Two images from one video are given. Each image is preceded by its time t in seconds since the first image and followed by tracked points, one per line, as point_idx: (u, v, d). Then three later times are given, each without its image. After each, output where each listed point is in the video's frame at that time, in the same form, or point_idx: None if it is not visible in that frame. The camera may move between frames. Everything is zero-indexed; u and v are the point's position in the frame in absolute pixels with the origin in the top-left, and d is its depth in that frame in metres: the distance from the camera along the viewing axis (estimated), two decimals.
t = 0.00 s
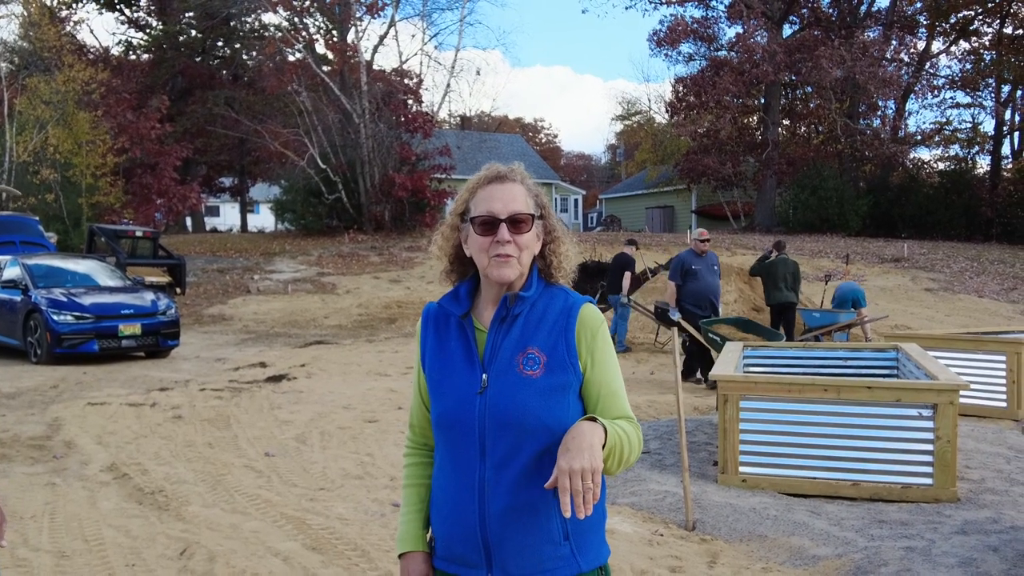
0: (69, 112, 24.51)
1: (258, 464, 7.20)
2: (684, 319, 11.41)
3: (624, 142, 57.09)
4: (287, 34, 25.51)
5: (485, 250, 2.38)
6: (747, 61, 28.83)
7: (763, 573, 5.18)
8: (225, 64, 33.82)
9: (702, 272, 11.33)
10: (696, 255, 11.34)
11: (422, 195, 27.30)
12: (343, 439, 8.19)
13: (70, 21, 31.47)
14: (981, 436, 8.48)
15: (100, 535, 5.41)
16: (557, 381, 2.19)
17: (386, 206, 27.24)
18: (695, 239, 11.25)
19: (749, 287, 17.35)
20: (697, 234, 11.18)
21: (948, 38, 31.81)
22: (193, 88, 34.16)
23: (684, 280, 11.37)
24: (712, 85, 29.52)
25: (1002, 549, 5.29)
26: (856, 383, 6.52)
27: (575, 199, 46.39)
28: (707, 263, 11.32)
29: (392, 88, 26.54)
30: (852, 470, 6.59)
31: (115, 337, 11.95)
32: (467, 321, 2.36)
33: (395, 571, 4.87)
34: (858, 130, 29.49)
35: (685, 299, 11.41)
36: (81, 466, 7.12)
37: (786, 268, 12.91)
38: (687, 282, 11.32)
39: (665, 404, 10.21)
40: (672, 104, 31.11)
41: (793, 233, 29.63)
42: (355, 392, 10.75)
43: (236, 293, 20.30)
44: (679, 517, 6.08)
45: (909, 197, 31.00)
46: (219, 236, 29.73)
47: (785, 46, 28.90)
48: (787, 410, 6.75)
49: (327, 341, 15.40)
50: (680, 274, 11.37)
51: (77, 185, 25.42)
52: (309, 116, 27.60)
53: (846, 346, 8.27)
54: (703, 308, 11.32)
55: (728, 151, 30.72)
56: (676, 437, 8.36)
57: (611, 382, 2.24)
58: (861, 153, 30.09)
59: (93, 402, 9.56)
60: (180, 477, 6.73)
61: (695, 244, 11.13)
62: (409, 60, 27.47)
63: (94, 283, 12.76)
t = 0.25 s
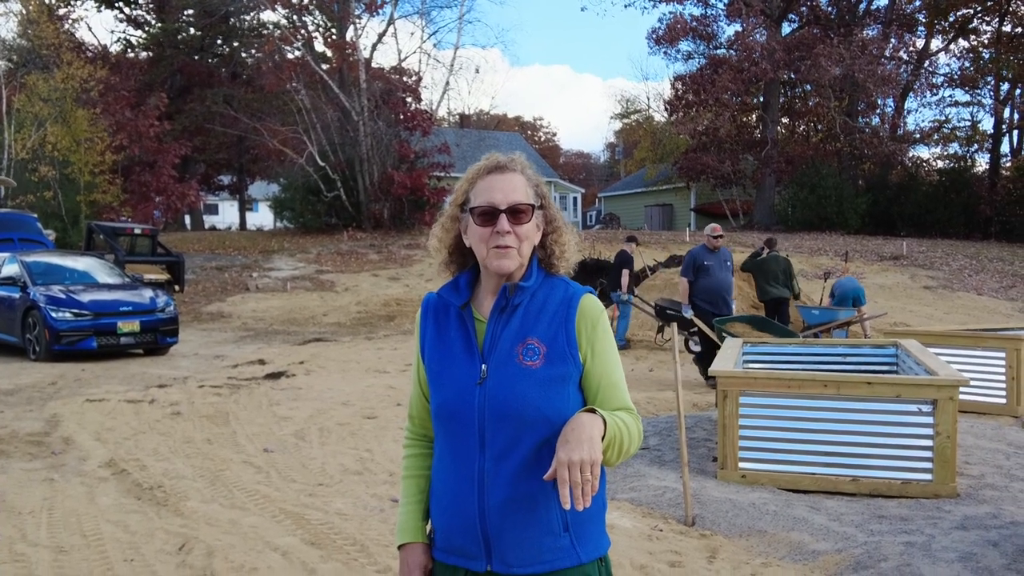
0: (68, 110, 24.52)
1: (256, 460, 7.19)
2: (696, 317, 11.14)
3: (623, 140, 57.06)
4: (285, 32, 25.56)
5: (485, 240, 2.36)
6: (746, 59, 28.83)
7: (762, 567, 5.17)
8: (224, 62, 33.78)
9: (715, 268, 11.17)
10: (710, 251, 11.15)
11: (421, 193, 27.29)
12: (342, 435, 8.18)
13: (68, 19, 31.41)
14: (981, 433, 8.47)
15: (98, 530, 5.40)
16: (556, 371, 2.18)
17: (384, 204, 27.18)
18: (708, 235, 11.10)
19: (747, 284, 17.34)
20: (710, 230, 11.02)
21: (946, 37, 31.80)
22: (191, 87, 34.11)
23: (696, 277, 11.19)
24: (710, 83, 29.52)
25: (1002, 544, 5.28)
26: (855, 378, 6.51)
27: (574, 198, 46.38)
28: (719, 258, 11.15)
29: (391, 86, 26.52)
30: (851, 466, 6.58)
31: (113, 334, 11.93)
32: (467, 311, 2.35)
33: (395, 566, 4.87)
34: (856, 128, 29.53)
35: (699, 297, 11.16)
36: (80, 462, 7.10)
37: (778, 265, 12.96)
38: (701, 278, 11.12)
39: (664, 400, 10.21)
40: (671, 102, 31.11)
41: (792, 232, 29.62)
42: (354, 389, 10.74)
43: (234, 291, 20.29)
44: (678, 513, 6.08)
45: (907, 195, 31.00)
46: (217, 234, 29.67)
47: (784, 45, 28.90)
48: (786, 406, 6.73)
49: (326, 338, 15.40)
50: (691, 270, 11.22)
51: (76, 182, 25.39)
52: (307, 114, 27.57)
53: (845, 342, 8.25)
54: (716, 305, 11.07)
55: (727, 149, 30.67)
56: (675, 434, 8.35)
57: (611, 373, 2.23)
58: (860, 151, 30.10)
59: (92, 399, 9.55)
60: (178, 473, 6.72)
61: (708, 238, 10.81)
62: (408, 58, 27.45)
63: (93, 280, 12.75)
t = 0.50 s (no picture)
0: (66, 104, 24.49)
1: (256, 453, 7.18)
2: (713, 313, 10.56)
3: (622, 135, 56.98)
4: (284, 27, 25.64)
5: (483, 230, 2.35)
6: (746, 54, 28.78)
7: (761, 560, 5.17)
8: (222, 57, 33.69)
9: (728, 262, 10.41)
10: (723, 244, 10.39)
11: (420, 188, 27.25)
12: (341, 428, 8.18)
13: (66, 14, 31.28)
14: (980, 427, 8.47)
15: (97, 524, 5.40)
16: (555, 362, 2.17)
17: (383, 199, 27.11)
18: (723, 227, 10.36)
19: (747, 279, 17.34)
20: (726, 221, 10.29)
21: (946, 32, 31.74)
22: (190, 82, 33.96)
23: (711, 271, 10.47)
24: (710, 78, 29.48)
25: (1001, 537, 5.29)
26: (854, 372, 6.50)
27: (573, 193, 46.34)
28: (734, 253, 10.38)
29: (390, 81, 26.45)
30: (850, 460, 6.58)
31: (112, 329, 11.93)
32: (466, 301, 2.34)
33: (394, 559, 4.88)
34: (856, 123, 29.49)
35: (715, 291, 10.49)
36: (79, 455, 7.10)
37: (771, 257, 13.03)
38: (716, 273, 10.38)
39: (664, 394, 10.21)
40: (670, 96, 31.08)
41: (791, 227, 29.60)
42: (353, 383, 10.74)
43: (233, 285, 20.28)
44: (678, 506, 6.08)
45: (906, 190, 30.96)
46: (216, 230, 29.62)
47: (784, 39, 28.83)
48: (785, 399, 6.73)
49: (325, 333, 15.39)
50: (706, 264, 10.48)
51: (74, 177, 25.32)
52: (306, 109, 27.51)
53: (845, 336, 8.26)
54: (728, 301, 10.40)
55: (727, 144, 30.61)
56: (674, 427, 8.36)
57: (609, 363, 2.22)
58: (859, 146, 30.08)
59: (91, 393, 9.55)
60: (178, 466, 6.72)
61: (723, 230, 10.25)
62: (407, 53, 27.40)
63: (92, 275, 12.74)
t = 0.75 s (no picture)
0: (63, 96, 24.50)
1: (256, 442, 7.18)
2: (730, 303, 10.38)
3: (621, 127, 56.88)
4: (283, 18, 25.55)
5: (484, 215, 2.34)
6: (745, 45, 28.76)
7: (762, 548, 5.17)
8: (221, 48, 33.59)
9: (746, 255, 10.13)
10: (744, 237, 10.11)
11: (419, 179, 27.17)
12: (341, 418, 8.18)
13: (64, 5, 31.18)
14: (981, 416, 8.48)
15: (98, 512, 5.40)
16: (556, 346, 2.16)
17: (382, 190, 27.03)
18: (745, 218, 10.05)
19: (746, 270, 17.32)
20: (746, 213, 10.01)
21: (946, 24, 31.68)
22: (188, 73, 33.80)
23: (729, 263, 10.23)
24: (710, 69, 29.44)
25: (1001, 525, 5.30)
26: (854, 361, 6.49)
27: (573, 185, 46.27)
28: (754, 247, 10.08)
29: (388, 72, 26.35)
30: (851, 449, 6.58)
31: (111, 319, 11.91)
32: (467, 287, 2.33)
33: (395, 546, 4.88)
34: (855, 115, 29.48)
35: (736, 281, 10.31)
36: (79, 445, 7.10)
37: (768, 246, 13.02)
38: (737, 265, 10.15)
39: (664, 384, 10.21)
40: (670, 88, 31.07)
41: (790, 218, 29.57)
42: (352, 373, 10.72)
43: (232, 277, 20.25)
44: (678, 495, 6.08)
45: (905, 181, 30.92)
46: (215, 221, 29.58)
47: (783, 31, 28.77)
48: (786, 387, 6.72)
49: (325, 324, 15.37)
50: (723, 256, 10.20)
51: (73, 169, 25.28)
52: (305, 100, 27.46)
53: (844, 326, 8.24)
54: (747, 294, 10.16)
55: (726, 136, 30.55)
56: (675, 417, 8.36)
57: (612, 347, 2.21)
58: (858, 138, 30.04)
59: (90, 383, 9.54)
60: (177, 455, 6.71)
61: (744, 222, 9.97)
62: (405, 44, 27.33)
63: (91, 266, 12.72)
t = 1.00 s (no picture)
0: (61, 81, 24.48)
1: (256, 426, 7.18)
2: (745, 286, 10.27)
3: (621, 112, 56.70)
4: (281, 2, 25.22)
5: (487, 193, 2.32)
6: (746, 30, 28.85)
7: (762, 530, 5.18)
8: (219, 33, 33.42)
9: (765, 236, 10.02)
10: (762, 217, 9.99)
11: (418, 165, 27.07)
12: (341, 402, 8.18)
13: None
14: (980, 400, 8.49)
15: (99, 495, 5.40)
16: (559, 326, 2.15)
17: (381, 175, 26.93)
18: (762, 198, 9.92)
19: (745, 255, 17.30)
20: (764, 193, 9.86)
21: (946, 9, 31.56)
22: (186, 58, 33.57)
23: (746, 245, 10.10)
24: (710, 54, 29.46)
25: (1001, 508, 5.31)
26: (854, 344, 6.48)
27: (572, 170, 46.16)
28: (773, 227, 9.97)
29: (387, 57, 26.25)
30: (851, 432, 6.59)
31: (111, 304, 11.90)
32: (469, 267, 2.31)
33: (396, 528, 4.89)
34: (855, 100, 29.46)
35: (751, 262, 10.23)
36: (79, 428, 7.10)
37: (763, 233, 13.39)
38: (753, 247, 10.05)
39: (663, 368, 10.22)
40: (669, 73, 31.08)
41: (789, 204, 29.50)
42: (352, 358, 10.72)
43: (231, 262, 20.23)
44: (678, 478, 6.09)
45: (905, 167, 30.83)
46: (213, 206, 29.49)
47: (784, 15, 28.65)
48: (786, 371, 6.72)
49: (324, 309, 15.38)
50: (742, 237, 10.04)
51: (71, 154, 25.17)
52: (304, 85, 27.37)
53: (845, 310, 8.24)
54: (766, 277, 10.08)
55: (726, 121, 30.44)
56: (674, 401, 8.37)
57: (615, 327, 2.20)
58: (858, 123, 29.98)
59: (90, 367, 9.55)
60: (178, 439, 6.72)
61: (762, 203, 9.84)
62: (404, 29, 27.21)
63: (90, 250, 12.70)
